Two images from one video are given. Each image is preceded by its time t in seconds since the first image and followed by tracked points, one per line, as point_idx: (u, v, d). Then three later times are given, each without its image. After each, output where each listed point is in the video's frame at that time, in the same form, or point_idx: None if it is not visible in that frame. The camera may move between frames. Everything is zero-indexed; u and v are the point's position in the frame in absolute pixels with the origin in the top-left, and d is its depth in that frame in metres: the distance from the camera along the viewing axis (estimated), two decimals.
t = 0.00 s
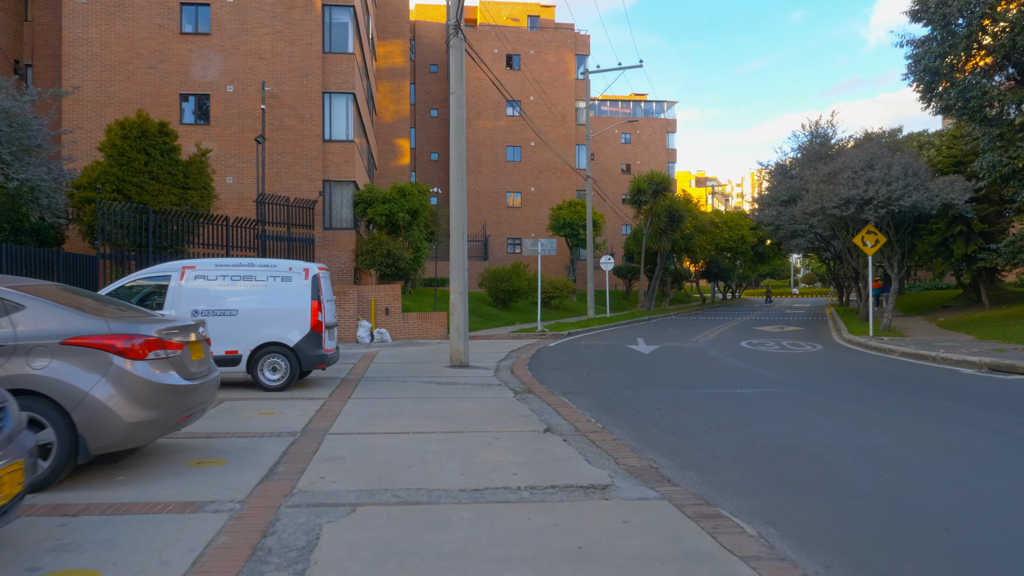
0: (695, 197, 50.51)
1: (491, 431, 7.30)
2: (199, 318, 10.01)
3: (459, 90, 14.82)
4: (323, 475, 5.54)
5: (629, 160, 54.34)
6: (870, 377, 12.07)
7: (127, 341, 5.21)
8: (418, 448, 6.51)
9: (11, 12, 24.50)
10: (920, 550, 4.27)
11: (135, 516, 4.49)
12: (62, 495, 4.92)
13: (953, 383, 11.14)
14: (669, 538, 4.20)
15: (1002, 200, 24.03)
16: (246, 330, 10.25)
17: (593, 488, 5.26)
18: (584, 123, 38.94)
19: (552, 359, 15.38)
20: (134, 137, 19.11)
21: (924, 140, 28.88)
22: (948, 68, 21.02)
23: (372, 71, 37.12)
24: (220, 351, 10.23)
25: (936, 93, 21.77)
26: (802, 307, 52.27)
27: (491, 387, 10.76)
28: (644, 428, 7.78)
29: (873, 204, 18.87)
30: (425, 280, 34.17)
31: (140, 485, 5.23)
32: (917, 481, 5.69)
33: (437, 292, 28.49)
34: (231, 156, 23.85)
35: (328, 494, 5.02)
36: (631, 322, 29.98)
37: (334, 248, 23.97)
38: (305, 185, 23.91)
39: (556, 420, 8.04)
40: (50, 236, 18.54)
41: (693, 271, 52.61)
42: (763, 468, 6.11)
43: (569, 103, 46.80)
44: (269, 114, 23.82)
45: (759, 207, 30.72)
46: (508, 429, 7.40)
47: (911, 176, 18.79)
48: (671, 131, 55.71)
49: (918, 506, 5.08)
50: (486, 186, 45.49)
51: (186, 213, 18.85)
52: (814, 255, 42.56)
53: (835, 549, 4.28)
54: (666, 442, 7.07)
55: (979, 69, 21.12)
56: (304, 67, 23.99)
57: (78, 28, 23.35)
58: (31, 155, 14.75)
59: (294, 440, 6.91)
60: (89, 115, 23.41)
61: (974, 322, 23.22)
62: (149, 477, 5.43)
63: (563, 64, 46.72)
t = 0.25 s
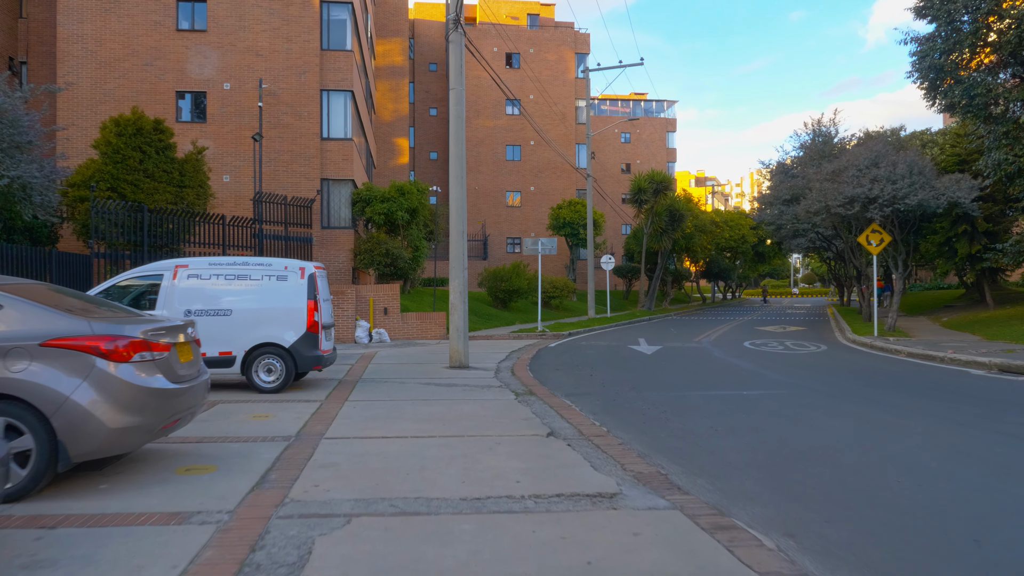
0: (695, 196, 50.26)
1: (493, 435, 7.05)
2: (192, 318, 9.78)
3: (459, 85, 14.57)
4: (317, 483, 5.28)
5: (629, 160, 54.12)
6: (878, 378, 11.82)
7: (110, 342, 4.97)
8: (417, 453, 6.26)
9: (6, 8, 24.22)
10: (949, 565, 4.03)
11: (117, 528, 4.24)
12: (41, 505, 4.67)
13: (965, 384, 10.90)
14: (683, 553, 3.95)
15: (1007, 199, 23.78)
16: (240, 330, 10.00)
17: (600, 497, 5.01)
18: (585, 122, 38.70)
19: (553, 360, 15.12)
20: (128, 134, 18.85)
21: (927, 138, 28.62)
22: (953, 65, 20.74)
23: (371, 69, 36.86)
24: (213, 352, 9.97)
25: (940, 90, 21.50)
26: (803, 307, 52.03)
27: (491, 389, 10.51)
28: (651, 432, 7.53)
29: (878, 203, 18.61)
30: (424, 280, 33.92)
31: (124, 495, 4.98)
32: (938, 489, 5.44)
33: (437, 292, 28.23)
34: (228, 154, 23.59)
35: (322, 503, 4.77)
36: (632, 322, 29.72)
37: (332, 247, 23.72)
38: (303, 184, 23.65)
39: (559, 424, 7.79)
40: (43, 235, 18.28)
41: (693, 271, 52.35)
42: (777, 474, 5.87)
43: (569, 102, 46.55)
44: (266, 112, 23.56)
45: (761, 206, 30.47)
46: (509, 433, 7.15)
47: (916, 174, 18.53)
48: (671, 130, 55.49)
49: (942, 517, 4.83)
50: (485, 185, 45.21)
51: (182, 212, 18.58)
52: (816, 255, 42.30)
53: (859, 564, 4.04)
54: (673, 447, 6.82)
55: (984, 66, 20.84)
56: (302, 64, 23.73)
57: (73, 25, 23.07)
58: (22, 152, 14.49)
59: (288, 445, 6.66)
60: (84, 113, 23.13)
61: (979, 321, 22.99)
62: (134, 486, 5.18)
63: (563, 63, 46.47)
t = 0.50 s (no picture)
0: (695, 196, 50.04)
1: (495, 440, 6.79)
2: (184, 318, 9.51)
3: (458, 82, 14.31)
4: (311, 492, 5.03)
5: (628, 159, 53.90)
6: (887, 380, 11.58)
7: (93, 345, 4.74)
8: (416, 460, 6.00)
9: None
10: None
11: (97, 543, 3.99)
12: (18, 517, 4.42)
13: (976, 386, 10.66)
14: (701, 570, 3.70)
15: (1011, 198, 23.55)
16: (233, 331, 9.74)
17: (609, 507, 4.76)
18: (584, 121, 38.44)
19: (554, 361, 14.87)
20: (122, 132, 18.57)
21: (929, 136, 28.38)
22: (957, 63, 20.47)
23: (369, 68, 36.59)
24: (207, 353, 9.71)
25: (944, 88, 21.21)
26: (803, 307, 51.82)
27: (492, 391, 10.27)
28: (658, 436, 7.28)
29: (883, 202, 18.35)
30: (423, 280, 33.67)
31: (108, 505, 4.73)
32: (963, 498, 5.19)
33: (436, 292, 27.97)
34: (224, 152, 23.32)
35: (317, 514, 4.52)
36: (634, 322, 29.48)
37: (330, 246, 23.48)
38: (300, 182, 23.38)
39: (563, 428, 7.54)
40: (36, 234, 18.00)
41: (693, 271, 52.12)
42: (792, 483, 5.62)
43: (569, 100, 46.29)
44: (262, 109, 23.28)
45: (762, 204, 30.24)
46: (512, 438, 6.91)
47: (921, 173, 18.27)
48: (671, 129, 55.29)
49: (969, 528, 4.59)
50: (484, 184, 44.93)
51: (177, 210, 18.31)
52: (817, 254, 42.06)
53: None
54: (682, 452, 6.57)
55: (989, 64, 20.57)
56: (299, 61, 23.46)
57: (67, 21, 22.78)
58: (13, 149, 14.21)
59: (282, 451, 6.40)
60: (78, 110, 22.85)
61: (983, 321, 22.75)
62: (119, 496, 4.93)
63: (562, 61, 46.21)
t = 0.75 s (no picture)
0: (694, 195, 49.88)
1: (496, 444, 6.55)
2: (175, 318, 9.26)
3: (457, 77, 14.05)
4: (303, 499, 4.78)
5: (627, 159, 53.71)
6: (894, 380, 11.36)
7: (71, 345, 4.50)
8: (413, 465, 5.76)
9: None
10: None
11: (73, 555, 3.74)
12: None
13: (985, 386, 10.44)
14: None
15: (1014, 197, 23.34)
16: (226, 330, 9.49)
17: (617, 515, 4.52)
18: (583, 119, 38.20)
19: (555, 361, 14.63)
20: (115, 128, 18.29)
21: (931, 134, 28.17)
22: (960, 60, 20.23)
23: (367, 65, 36.35)
24: (198, 353, 9.45)
25: (947, 86, 20.98)
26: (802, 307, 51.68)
27: (491, 392, 10.03)
28: (664, 439, 7.04)
29: (886, 200, 18.13)
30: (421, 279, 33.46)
31: (88, 513, 4.48)
32: (987, 506, 4.94)
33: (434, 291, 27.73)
34: (220, 150, 23.04)
35: (308, 524, 4.27)
36: (633, 322, 29.28)
37: (327, 245, 23.24)
38: (297, 180, 23.12)
39: (565, 430, 7.30)
40: (27, 232, 17.73)
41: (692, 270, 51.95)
42: (806, 489, 5.39)
43: (567, 99, 46.03)
44: (258, 106, 23.01)
45: (763, 203, 30.05)
46: (513, 441, 6.67)
47: (925, 171, 18.05)
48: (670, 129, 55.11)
49: (997, 538, 4.35)
50: (483, 183, 44.69)
51: (171, 208, 18.04)
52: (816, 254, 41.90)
53: None
54: (690, 456, 6.33)
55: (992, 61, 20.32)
56: (296, 58, 23.20)
57: (60, 16, 22.47)
58: (2, 145, 13.93)
59: (274, 455, 6.15)
60: (71, 107, 22.56)
61: (985, 321, 22.56)
62: (101, 503, 4.67)
63: (561, 59, 45.96)
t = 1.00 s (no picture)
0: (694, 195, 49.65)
1: (496, 450, 6.30)
2: (167, 319, 9.02)
3: (455, 73, 13.80)
4: (293, 512, 4.51)
5: (625, 158, 53.50)
6: (902, 381, 11.12)
7: (45, 349, 4.25)
8: (409, 473, 5.50)
9: None
10: None
11: None
12: None
13: (997, 388, 10.19)
14: None
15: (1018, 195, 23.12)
16: (218, 331, 9.22)
17: (627, 528, 4.26)
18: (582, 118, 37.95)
19: (554, 362, 14.38)
20: (108, 125, 17.99)
21: (934, 133, 27.95)
22: (964, 58, 20.01)
23: (364, 63, 36.07)
24: (189, 355, 9.19)
25: (951, 83, 20.77)
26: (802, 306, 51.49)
27: (490, 394, 9.78)
28: (670, 444, 6.79)
29: (890, 198, 17.92)
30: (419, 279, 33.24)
31: (64, 527, 4.21)
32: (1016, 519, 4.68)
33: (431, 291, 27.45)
34: (214, 148, 22.75)
35: (297, 539, 4.01)
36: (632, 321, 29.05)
37: (323, 244, 22.96)
38: (293, 179, 22.85)
39: (568, 435, 7.05)
40: (18, 230, 17.44)
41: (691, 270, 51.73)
42: (822, 499, 5.14)
43: (566, 97, 45.78)
44: (254, 104, 22.73)
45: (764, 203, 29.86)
46: (514, 447, 6.41)
47: (930, 169, 17.84)
48: (668, 128, 54.90)
49: None
50: (481, 183, 44.43)
51: (165, 207, 17.72)
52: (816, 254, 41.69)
53: None
54: (698, 463, 6.07)
55: (997, 58, 20.09)
56: (292, 55, 22.93)
57: (53, 12, 22.17)
58: None
59: (265, 462, 5.89)
60: (64, 104, 22.26)
61: (988, 321, 22.37)
62: (78, 516, 4.40)
63: (559, 58, 45.71)
